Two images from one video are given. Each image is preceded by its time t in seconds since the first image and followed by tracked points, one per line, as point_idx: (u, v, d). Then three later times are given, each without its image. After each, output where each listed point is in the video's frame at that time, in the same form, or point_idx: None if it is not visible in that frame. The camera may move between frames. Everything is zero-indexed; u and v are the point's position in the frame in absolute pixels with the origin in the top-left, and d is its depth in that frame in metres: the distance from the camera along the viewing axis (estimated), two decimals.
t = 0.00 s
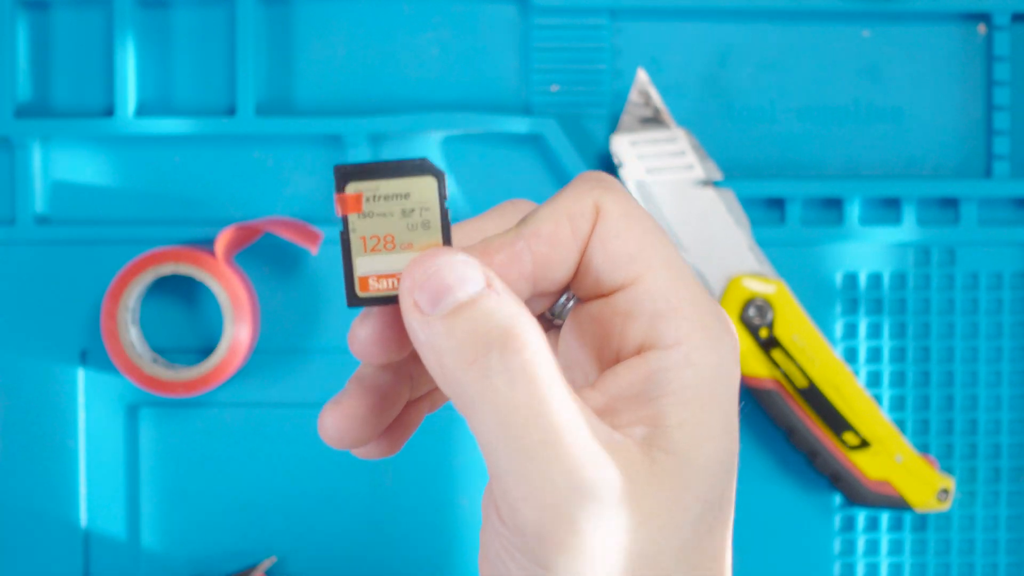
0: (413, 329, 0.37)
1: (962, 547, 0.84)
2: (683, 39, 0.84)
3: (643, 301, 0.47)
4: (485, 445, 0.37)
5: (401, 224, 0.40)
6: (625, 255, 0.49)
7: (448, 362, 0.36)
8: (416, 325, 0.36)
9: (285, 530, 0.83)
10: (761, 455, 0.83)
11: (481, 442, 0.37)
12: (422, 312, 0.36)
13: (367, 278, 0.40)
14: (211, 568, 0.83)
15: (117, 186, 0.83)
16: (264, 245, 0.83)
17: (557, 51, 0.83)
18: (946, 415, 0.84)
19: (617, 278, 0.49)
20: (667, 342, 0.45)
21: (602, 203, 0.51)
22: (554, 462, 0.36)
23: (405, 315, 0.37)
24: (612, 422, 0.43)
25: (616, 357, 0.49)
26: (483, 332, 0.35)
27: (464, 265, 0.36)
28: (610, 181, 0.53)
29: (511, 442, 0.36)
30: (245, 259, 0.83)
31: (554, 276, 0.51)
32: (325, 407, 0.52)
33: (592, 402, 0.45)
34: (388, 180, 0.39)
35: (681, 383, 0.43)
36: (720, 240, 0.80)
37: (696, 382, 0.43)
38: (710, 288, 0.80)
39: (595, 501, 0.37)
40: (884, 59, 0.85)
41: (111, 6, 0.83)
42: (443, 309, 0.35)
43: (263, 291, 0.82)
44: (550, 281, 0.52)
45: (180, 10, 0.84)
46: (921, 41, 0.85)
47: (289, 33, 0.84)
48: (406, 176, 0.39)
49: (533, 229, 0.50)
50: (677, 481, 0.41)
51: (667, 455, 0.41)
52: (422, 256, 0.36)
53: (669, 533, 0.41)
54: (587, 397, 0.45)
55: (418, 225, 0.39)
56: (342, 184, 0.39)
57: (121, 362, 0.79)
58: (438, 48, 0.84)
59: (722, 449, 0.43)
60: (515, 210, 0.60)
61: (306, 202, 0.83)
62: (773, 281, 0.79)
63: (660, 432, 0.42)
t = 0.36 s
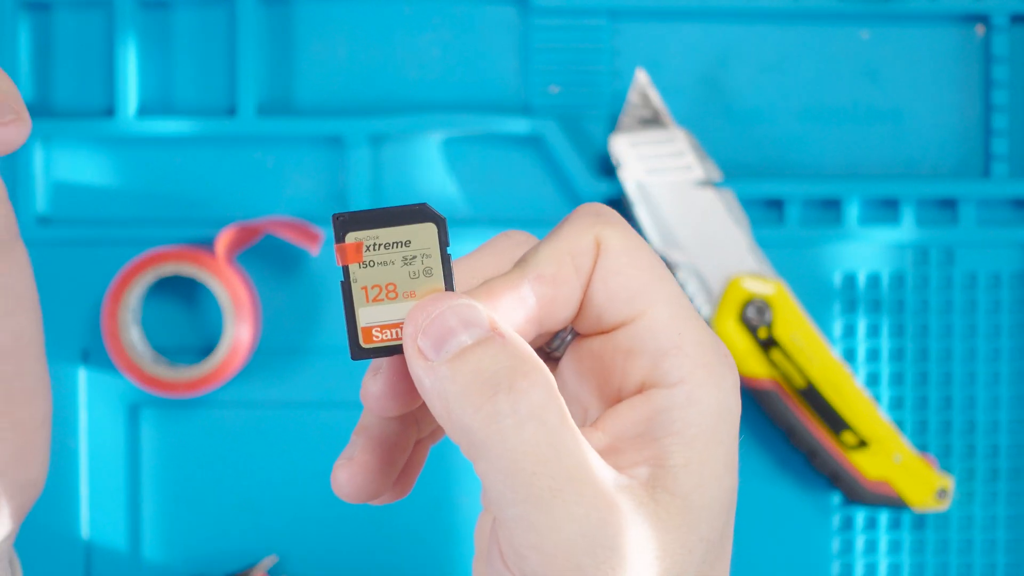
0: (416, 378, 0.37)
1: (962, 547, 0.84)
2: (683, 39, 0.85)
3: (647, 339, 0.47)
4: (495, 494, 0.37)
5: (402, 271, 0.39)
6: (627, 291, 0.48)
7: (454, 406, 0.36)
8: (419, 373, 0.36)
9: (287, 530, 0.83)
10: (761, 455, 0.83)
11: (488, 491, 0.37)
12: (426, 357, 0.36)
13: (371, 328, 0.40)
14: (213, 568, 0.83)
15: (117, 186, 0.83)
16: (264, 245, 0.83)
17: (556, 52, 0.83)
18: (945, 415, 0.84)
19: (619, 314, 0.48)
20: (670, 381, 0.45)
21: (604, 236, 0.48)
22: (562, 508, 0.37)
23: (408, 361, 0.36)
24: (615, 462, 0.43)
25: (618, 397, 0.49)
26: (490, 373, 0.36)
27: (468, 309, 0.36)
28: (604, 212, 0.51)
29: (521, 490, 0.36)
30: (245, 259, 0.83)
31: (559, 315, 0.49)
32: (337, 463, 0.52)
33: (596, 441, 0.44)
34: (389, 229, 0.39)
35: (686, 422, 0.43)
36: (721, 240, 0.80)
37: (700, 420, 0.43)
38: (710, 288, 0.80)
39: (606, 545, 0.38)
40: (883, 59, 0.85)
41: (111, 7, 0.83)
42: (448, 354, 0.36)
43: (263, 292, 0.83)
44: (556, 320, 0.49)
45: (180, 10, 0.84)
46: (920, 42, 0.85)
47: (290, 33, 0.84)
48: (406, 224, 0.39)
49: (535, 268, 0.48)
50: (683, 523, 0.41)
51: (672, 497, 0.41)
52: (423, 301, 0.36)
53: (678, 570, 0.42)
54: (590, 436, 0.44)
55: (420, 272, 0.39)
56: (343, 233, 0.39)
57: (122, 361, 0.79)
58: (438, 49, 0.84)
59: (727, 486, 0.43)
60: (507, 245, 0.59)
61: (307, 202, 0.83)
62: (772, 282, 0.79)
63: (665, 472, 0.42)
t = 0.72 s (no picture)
0: (421, 381, 0.37)
1: (961, 546, 0.84)
2: (683, 39, 0.85)
3: (652, 340, 0.46)
4: (502, 495, 0.37)
5: (407, 275, 0.39)
6: (632, 292, 0.48)
7: (458, 409, 0.36)
8: (424, 376, 0.36)
9: (287, 530, 0.83)
10: (761, 455, 0.83)
11: (494, 493, 0.38)
12: (431, 360, 0.36)
13: (376, 331, 0.40)
14: (213, 567, 0.83)
15: (117, 186, 0.83)
16: (265, 245, 0.83)
17: (556, 52, 0.83)
18: (945, 415, 0.84)
19: (622, 317, 0.48)
20: (673, 383, 0.45)
21: (609, 237, 0.48)
22: (566, 510, 0.37)
23: (413, 365, 0.37)
24: (620, 464, 0.43)
25: (622, 398, 0.49)
26: (495, 374, 0.36)
27: (473, 312, 0.36)
28: (610, 212, 0.50)
29: (527, 490, 0.36)
30: (245, 259, 0.83)
31: (565, 316, 0.48)
32: (342, 464, 0.52)
33: (600, 444, 0.44)
34: (393, 233, 0.39)
35: (690, 424, 0.43)
36: (721, 241, 0.80)
37: (704, 422, 0.43)
38: (709, 288, 0.80)
39: (611, 546, 0.38)
40: (883, 59, 0.86)
41: (111, 7, 0.83)
42: (453, 356, 0.36)
43: (263, 292, 0.83)
44: (561, 321, 0.49)
45: (180, 10, 0.84)
46: (920, 41, 0.85)
47: (290, 33, 0.84)
48: (411, 227, 0.39)
49: (540, 268, 0.47)
50: (687, 525, 0.41)
51: (676, 500, 0.41)
52: (428, 304, 0.37)
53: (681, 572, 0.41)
54: (594, 438, 0.45)
55: (425, 276, 0.39)
56: (350, 238, 0.39)
57: (121, 361, 0.79)
58: (438, 49, 0.84)
59: (730, 488, 0.43)
60: (512, 243, 0.58)
61: (306, 202, 0.83)
62: (772, 282, 0.79)
63: (668, 475, 0.42)
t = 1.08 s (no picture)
0: (435, 362, 0.37)
1: (961, 546, 0.84)
2: (683, 39, 0.84)
3: (661, 325, 0.46)
4: (516, 477, 0.37)
5: (419, 258, 0.39)
6: (642, 277, 0.48)
7: (474, 388, 0.36)
8: (439, 356, 0.37)
9: (287, 530, 0.83)
10: (762, 455, 0.83)
11: (507, 475, 0.37)
12: (445, 341, 0.36)
13: (386, 314, 0.40)
14: (214, 567, 0.83)
15: (116, 186, 0.83)
16: (265, 246, 0.83)
17: (556, 52, 0.83)
18: (945, 415, 0.84)
19: (632, 301, 0.48)
20: (684, 367, 0.45)
21: (617, 225, 0.48)
22: (580, 491, 0.36)
23: (427, 345, 0.37)
24: (630, 448, 0.43)
25: (632, 382, 0.48)
26: (510, 353, 0.36)
27: (488, 294, 0.36)
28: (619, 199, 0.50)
29: (541, 471, 0.36)
30: (245, 259, 0.83)
31: (570, 301, 0.49)
32: (352, 447, 0.52)
33: (610, 428, 0.44)
34: (407, 215, 0.39)
35: (700, 408, 0.43)
36: (721, 240, 0.80)
37: (715, 407, 0.43)
38: (709, 287, 0.80)
39: (623, 527, 0.38)
40: (883, 59, 0.85)
41: (111, 7, 0.83)
42: (468, 337, 0.36)
43: (263, 292, 0.83)
44: (567, 306, 0.49)
45: (180, 10, 0.84)
46: (919, 41, 0.85)
47: (290, 33, 0.84)
48: (424, 210, 0.39)
49: (547, 253, 0.48)
50: (697, 509, 0.41)
51: (687, 483, 0.42)
52: (442, 286, 0.37)
53: (688, 557, 0.41)
54: (604, 422, 0.44)
55: (437, 259, 0.39)
56: (363, 220, 0.39)
57: (122, 361, 0.80)
58: (438, 49, 0.84)
59: (738, 473, 0.43)
60: (521, 232, 0.58)
61: (307, 201, 0.83)
62: (772, 282, 0.79)
63: (678, 458, 0.42)
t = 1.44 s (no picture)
0: (430, 370, 0.37)
1: (961, 546, 0.84)
2: (683, 39, 0.85)
3: (658, 331, 0.46)
4: (511, 484, 0.37)
5: (414, 266, 0.39)
6: (639, 282, 0.48)
7: (468, 394, 0.36)
8: (434, 364, 0.37)
9: (288, 530, 0.83)
10: (761, 456, 0.83)
11: (500, 480, 0.37)
12: (440, 348, 0.37)
13: (382, 323, 0.40)
14: (214, 567, 0.83)
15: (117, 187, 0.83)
16: (266, 246, 0.83)
17: (556, 52, 0.83)
18: (945, 415, 0.84)
19: (630, 307, 0.48)
20: (680, 373, 0.45)
21: (615, 228, 0.48)
22: (572, 497, 0.37)
23: (421, 352, 0.37)
24: (626, 455, 0.43)
25: (628, 389, 0.48)
26: (505, 360, 0.36)
27: (483, 301, 0.37)
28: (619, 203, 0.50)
29: (535, 477, 0.36)
30: (246, 258, 0.83)
31: (565, 302, 0.49)
32: (348, 454, 0.52)
33: (606, 435, 0.44)
34: (400, 224, 0.39)
35: (696, 414, 0.43)
36: (721, 240, 0.80)
37: (712, 412, 0.43)
38: (709, 287, 0.80)
39: (618, 535, 0.38)
40: (883, 60, 0.86)
41: (111, 7, 0.83)
42: (463, 344, 0.36)
43: (263, 292, 0.83)
44: (561, 306, 0.49)
45: (180, 10, 0.84)
46: (919, 41, 0.85)
47: (290, 33, 0.84)
48: (416, 219, 0.39)
49: (542, 253, 0.48)
50: (691, 515, 0.41)
51: (682, 489, 0.41)
52: (436, 293, 0.37)
53: (684, 561, 0.41)
54: (601, 429, 0.44)
55: (432, 267, 0.39)
56: (356, 232, 0.39)
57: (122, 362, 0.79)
58: (438, 49, 0.84)
59: (734, 476, 0.43)
60: (518, 234, 0.58)
61: (306, 201, 0.83)
62: (772, 282, 0.79)
63: (675, 465, 0.42)
